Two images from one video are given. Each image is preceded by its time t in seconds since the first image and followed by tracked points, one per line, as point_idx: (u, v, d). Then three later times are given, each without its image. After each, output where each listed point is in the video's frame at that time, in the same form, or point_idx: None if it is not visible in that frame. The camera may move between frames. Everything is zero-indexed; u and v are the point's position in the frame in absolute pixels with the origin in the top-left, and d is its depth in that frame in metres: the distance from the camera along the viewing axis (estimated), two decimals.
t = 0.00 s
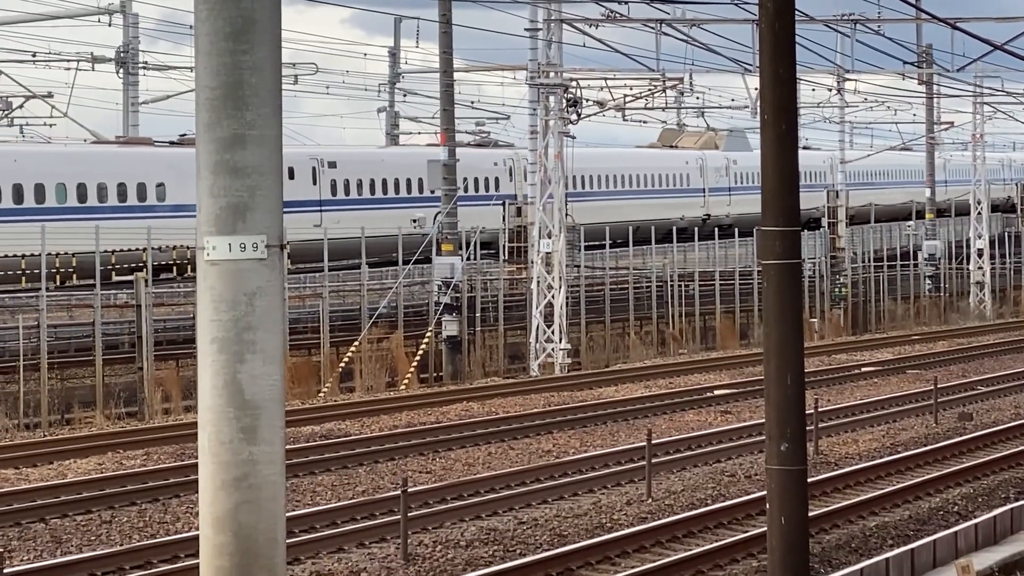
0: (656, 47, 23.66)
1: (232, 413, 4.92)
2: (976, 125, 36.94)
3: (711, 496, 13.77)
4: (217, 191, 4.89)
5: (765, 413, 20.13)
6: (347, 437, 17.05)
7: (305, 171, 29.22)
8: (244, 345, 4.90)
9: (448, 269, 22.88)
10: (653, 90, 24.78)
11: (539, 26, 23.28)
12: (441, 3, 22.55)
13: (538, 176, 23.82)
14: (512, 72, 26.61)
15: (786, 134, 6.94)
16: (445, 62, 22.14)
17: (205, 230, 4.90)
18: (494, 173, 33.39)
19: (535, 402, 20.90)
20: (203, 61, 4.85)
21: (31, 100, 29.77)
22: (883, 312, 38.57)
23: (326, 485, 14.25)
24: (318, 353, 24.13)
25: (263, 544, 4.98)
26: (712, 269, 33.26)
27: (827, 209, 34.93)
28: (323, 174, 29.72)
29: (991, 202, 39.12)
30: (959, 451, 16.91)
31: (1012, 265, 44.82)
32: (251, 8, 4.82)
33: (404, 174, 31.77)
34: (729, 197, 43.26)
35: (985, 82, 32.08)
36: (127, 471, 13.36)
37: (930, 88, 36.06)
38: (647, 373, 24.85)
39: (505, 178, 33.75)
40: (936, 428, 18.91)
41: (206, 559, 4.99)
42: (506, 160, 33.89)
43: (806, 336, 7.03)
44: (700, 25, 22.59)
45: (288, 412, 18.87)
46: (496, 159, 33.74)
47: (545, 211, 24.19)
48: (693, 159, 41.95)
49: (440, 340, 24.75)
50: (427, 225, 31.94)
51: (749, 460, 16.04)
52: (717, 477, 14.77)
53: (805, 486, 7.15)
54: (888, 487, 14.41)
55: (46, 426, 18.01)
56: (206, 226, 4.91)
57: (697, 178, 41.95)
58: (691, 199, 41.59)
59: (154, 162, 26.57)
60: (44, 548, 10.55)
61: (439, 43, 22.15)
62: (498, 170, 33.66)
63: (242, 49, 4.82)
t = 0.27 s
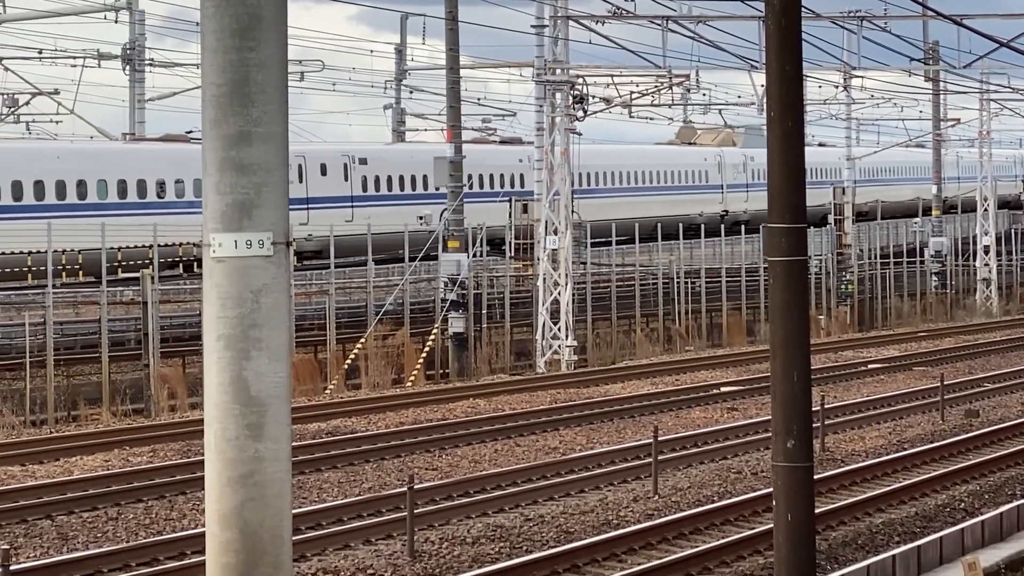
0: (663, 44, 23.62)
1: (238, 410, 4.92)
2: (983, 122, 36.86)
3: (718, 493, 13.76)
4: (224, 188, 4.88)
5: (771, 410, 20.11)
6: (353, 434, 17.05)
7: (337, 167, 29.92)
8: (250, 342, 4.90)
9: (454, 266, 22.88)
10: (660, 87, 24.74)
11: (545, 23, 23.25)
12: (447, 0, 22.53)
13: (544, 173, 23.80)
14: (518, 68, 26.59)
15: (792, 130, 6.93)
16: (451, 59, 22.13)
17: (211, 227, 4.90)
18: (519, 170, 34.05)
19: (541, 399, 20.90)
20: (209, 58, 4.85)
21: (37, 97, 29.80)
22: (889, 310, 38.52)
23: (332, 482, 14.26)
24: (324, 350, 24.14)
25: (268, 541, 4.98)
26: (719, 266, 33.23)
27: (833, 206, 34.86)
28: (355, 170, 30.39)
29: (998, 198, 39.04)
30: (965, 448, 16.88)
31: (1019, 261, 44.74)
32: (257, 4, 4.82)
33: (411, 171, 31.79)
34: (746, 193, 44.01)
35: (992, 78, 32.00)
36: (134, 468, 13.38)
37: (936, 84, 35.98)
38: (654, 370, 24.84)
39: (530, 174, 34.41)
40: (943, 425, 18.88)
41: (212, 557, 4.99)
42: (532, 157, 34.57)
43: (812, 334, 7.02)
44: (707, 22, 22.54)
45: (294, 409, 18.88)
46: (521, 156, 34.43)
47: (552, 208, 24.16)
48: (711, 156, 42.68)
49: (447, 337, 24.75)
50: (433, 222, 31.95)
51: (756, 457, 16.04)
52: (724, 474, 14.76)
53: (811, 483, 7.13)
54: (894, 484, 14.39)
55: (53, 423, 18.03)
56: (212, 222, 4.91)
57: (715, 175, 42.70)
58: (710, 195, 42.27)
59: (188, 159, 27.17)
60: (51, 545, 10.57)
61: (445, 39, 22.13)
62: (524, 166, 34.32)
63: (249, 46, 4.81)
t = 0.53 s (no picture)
0: (664, 43, 23.62)
1: (241, 408, 4.92)
2: (984, 120, 36.84)
3: (720, 491, 13.75)
4: (226, 186, 4.88)
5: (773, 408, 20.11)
6: (354, 432, 17.05)
7: (363, 166, 30.50)
8: (253, 339, 4.90)
9: (455, 265, 22.89)
10: (662, 85, 24.73)
11: (546, 21, 23.25)
12: None
13: (546, 172, 23.80)
14: (519, 66, 26.58)
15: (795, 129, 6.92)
16: (452, 57, 22.11)
17: (213, 225, 4.89)
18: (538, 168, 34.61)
19: (543, 398, 20.89)
20: (211, 57, 4.85)
21: (39, 95, 29.79)
22: (891, 308, 38.49)
23: (334, 480, 14.26)
24: (326, 349, 24.15)
25: (271, 539, 4.98)
26: (720, 264, 33.21)
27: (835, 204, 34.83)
28: (380, 169, 30.98)
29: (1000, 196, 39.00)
30: (967, 446, 16.87)
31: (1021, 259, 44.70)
32: (260, 3, 4.82)
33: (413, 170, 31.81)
34: (759, 191, 44.52)
35: (994, 76, 31.96)
36: (136, 467, 13.38)
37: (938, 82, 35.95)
38: (656, 368, 24.84)
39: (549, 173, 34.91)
40: (945, 423, 18.86)
41: (215, 555, 4.99)
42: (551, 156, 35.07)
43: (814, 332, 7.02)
44: (708, 20, 22.52)
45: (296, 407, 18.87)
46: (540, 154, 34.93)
47: (553, 207, 24.15)
48: (725, 154, 43.13)
49: (449, 335, 24.74)
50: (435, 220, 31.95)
51: (757, 455, 16.02)
52: (726, 472, 14.76)
53: (814, 481, 7.13)
54: (896, 482, 14.38)
55: (55, 422, 18.03)
56: (215, 220, 4.90)
57: (729, 173, 43.15)
58: (724, 193, 42.80)
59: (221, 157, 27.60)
60: (53, 544, 10.56)
61: (447, 38, 22.12)
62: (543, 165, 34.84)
63: (251, 44, 4.82)
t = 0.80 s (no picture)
0: (658, 43, 23.64)
1: (235, 409, 4.92)
2: (978, 120, 36.90)
3: (714, 492, 13.77)
4: (220, 187, 4.88)
5: (767, 409, 20.12)
6: (348, 433, 17.03)
7: (382, 166, 31.14)
8: (247, 340, 4.90)
9: (450, 265, 22.90)
10: (656, 85, 24.76)
11: (541, 21, 23.26)
12: None
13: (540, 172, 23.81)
14: (513, 67, 26.58)
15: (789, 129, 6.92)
16: (447, 58, 22.12)
17: (207, 226, 4.90)
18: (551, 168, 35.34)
19: (537, 398, 20.90)
20: (205, 57, 4.85)
21: (33, 95, 29.75)
22: (885, 308, 38.53)
23: (328, 480, 14.26)
24: (320, 349, 24.14)
25: (265, 540, 4.98)
26: (715, 264, 33.24)
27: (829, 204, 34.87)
28: (398, 169, 31.63)
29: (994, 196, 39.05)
30: (961, 447, 16.90)
31: (1015, 259, 44.77)
32: (254, 4, 4.82)
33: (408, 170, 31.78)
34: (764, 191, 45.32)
35: (988, 76, 32.00)
36: (131, 467, 13.37)
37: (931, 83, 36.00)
38: (650, 368, 24.85)
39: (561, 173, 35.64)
40: (939, 424, 18.89)
41: (210, 555, 4.99)
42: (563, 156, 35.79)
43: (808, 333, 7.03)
44: (703, 20, 22.54)
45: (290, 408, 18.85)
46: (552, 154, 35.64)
47: (548, 207, 24.15)
48: (731, 155, 43.85)
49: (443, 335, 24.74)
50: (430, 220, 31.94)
51: (751, 456, 16.04)
52: (720, 473, 14.78)
53: (808, 481, 7.14)
54: (890, 483, 14.40)
55: (49, 423, 18.00)
56: (208, 221, 4.91)
57: (735, 173, 43.87)
58: (730, 193, 43.46)
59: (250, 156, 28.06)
60: (47, 544, 10.55)
61: (441, 38, 22.12)
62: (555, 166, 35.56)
63: (245, 45, 4.81)
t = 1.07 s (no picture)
0: (645, 45, 23.70)
1: (223, 410, 4.93)
2: (964, 121, 37.05)
3: (701, 492, 13.82)
4: (208, 188, 4.89)
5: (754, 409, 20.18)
6: (335, 434, 17.03)
7: (392, 167, 31.74)
8: (235, 342, 4.91)
9: (437, 266, 22.92)
10: (643, 86, 24.83)
11: (528, 23, 23.30)
12: None
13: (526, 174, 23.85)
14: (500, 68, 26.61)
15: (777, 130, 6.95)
16: (434, 59, 22.15)
17: (196, 227, 4.91)
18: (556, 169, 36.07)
19: (524, 399, 20.94)
20: (194, 58, 4.86)
21: (19, 96, 29.67)
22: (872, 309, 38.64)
23: (316, 481, 14.27)
24: (307, 350, 24.13)
25: (254, 540, 5.00)
26: (702, 266, 33.30)
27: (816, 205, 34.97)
28: (407, 169, 32.26)
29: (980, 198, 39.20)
30: (948, 447, 16.97)
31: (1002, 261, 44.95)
32: (242, 5, 4.83)
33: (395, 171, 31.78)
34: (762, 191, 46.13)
35: (974, 77, 32.12)
36: (118, 468, 13.36)
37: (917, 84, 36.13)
38: (637, 369, 24.91)
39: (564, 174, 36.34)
40: (925, 425, 18.96)
41: (197, 557, 5.00)
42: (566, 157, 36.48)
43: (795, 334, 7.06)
44: (689, 22, 22.61)
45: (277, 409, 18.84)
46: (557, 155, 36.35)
47: (535, 208, 24.19)
48: (729, 156, 44.61)
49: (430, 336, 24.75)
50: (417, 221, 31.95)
51: (738, 456, 16.08)
52: (707, 473, 14.82)
53: (795, 481, 7.17)
54: (877, 484, 14.45)
55: (36, 424, 17.95)
56: (197, 222, 4.91)
57: (733, 173, 44.63)
58: (728, 193, 44.20)
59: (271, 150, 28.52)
60: (34, 545, 10.54)
61: (428, 39, 22.14)
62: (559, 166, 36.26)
63: (234, 46, 4.83)
